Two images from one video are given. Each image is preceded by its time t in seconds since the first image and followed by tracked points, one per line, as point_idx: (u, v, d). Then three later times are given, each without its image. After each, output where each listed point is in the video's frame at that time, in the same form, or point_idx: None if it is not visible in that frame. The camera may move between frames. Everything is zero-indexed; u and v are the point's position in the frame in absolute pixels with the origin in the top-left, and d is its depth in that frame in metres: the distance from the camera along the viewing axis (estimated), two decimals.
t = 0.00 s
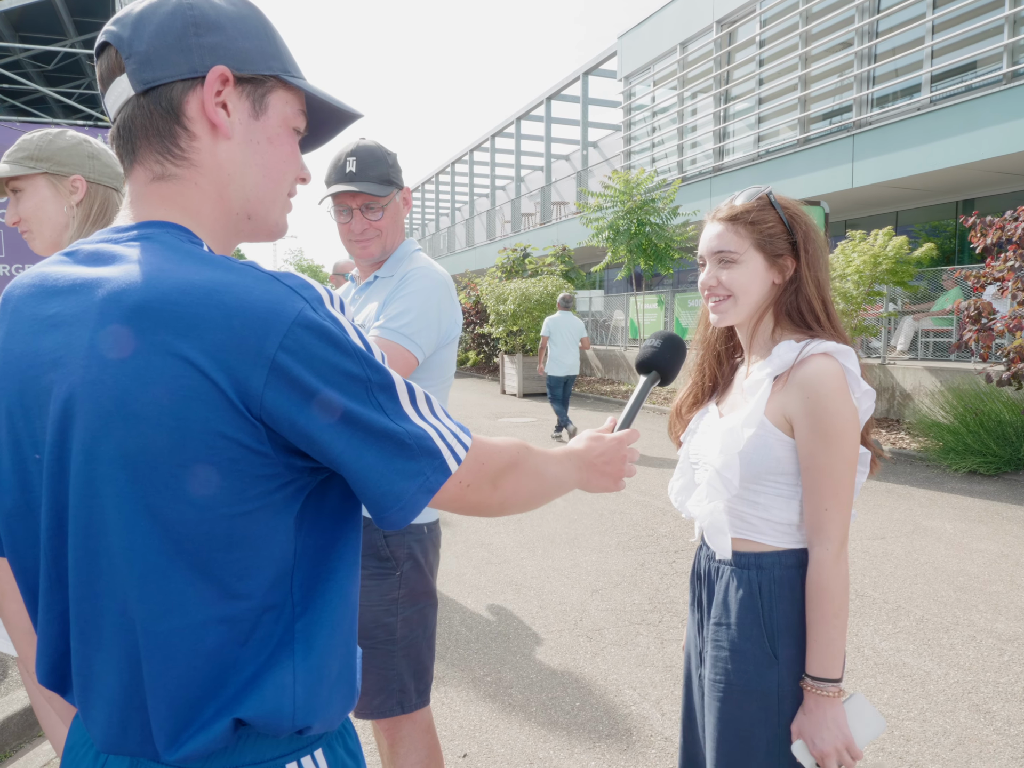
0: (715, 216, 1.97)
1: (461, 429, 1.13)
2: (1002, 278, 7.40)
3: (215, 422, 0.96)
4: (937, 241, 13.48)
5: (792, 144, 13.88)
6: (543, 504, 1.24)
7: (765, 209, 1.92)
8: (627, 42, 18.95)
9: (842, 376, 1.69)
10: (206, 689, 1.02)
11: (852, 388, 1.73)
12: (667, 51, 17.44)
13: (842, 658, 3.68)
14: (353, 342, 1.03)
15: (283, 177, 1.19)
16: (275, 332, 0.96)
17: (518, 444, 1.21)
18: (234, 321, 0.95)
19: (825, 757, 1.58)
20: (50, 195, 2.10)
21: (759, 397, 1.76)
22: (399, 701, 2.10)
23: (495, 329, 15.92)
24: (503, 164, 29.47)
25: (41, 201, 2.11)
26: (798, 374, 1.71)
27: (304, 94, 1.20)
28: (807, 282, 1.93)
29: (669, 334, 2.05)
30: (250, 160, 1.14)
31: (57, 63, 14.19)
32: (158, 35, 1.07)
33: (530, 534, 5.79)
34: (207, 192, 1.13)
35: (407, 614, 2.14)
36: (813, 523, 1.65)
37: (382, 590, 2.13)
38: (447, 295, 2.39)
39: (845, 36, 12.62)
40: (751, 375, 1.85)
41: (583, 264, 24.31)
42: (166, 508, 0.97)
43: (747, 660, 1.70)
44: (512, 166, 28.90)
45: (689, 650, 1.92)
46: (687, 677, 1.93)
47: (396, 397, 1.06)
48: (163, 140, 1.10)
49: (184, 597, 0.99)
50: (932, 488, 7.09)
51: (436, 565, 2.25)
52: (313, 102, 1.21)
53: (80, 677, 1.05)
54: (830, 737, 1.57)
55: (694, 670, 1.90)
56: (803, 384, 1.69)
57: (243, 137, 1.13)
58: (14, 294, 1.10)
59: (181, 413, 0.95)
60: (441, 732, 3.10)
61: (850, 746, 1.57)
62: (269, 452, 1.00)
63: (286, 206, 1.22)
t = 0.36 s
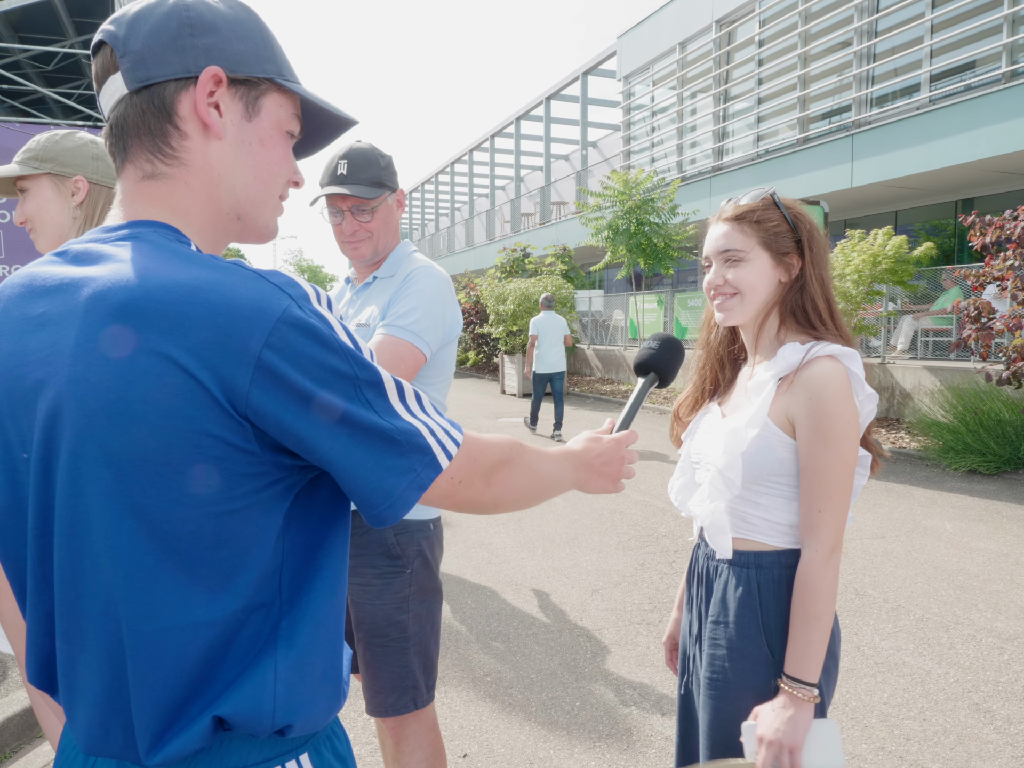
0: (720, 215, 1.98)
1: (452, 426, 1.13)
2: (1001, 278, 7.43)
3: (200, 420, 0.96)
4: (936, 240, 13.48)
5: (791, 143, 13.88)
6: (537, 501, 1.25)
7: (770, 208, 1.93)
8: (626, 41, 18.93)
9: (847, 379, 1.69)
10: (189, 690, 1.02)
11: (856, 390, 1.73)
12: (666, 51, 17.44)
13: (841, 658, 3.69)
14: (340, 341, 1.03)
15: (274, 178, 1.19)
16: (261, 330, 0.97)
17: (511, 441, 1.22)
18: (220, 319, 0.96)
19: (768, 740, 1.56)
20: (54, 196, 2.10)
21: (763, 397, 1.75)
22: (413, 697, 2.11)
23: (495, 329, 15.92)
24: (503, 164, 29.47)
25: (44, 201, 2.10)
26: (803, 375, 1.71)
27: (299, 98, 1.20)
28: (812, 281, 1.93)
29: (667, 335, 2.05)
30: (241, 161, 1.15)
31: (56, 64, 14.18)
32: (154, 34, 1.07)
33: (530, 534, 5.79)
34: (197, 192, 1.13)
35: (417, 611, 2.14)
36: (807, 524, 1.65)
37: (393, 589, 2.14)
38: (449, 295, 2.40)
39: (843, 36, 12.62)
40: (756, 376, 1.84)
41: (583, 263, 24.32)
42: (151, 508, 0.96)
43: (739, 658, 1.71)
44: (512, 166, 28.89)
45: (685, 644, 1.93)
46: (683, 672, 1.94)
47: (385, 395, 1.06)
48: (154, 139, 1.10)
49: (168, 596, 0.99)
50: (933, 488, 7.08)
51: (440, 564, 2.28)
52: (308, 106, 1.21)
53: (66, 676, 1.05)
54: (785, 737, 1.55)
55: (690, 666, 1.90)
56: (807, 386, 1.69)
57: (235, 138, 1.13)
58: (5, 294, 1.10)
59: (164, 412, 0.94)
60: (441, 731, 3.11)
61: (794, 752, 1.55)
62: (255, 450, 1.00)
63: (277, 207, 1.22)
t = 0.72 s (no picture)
0: (730, 210, 1.97)
1: (445, 426, 1.13)
2: (1002, 278, 7.43)
3: (189, 423, 0.95)
4: (937, 241, 13.47)
5: (791, 144, 13.88)
6: (534, 500, 1.24)
7: (783, 212, 1.92)
8: (626, 42, 18.94)
9: (841, 376, 1.69)
10: (183, 691, 1.02)
11: (850, 387, 1.72)
12: (666, 52, 17.44)
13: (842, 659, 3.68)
14: (328, 341, 1.03)
15: (265, 183, 1.18)
16: (246, 330, 0.96)
17: (509, 440, 1.22)
18: (206, 321, 0.95)
19: (772, 744, 1.58)
20: (55, 198, 2.10)
21: (759, 397, 1.75)
22: (407, 707, 2.09)
23: (495, 331, 15.91)
24: (503, 165, 29.47)
25: (46, 204, 2.10)
26: (796, 373, 1.71)
27: (292, 104, 1.20)
28: (813, 291, 1.93)
29: (671, 334, 2.04)
30: (232, 164, 1.14)
31: (58, 66, 14.18)
32: (145, 39, 1.07)
33: (531, 535, 5.79)
34: (186, 195, 1.13)
35: (412, 617, 2.14)
36: (798, 519, 1.65)
37: (388, 595, 2.14)
38: (446, 292, 2.38)
39: (843, 37, 12.63)
40: (753, 376, 1.84)
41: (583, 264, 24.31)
42: (140, 511, 0.96)
43: (745, 658, 1.71)
44: (512, 167, 28.89)
45: (693, 646, 1.93)
46: (693, 678, 1.93)
47: (375, 394, 1.05)
48: (143, 142, 1.10)
49: (161, 599, 0.98)
50: (934, 489, 7.07)
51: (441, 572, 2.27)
52: (301, 112, 1.21)
53: (62, 681, 1.05)
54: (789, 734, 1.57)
55: (700, 672, 1.89)
56: (800, 384, 1.68)
57: (225, 142, 1.13)
58: None
59: (152, 415, 0.94)
60: (442, 733, 3.10)
61: (801, 748, 1.57)
62: (245, 453, 1.00)
63: (268, 211, 1.22)
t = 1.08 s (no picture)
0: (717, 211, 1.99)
1: (444, 425, 1.13)
2: (1001, 279, 7.45)
3: (187, 423, 0.95)
4: (936, 242, 13.49)
5: (791, 145, 13.90)
6: (533, 500, 1.24)
7: (768, 205, 1.95)
8: (626, 44, 18.96)
9: (841, 379, 1.69)
10: (182, 692, 1.02)
11: (851, 389, 1.72)
12: (666, 53, 17.47)
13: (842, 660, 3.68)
14: (326, 340, 1.03)
15: (262, 185, 1.19)
16: (244, 329, 0.97)
17: (508, 439, 1.21)
18: (204, 320, 0.95)
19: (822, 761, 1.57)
20: (57, 203, 2.09)
21: (758, 400, 1.75)
22: (440, 700, 2.10)
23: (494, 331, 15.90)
24: (502, 166, 29.48)
25: (49, 209, 2.10)
26: (797, 376, 1.71)
27: (288, 107, 1.20)
28: (809, 277, 1.93)
29: (668, 334, 2.05)
30: (229, 166, 1.14)
31: (57, 67, 14.17)
32: (142, 40, 1.07)
33: (531, 536, 5.79)
34: (183, 196, 1.13)
35: (437, 614, 2.15)
36: (812, 525, 1.65)
37: (416, 591, 2.15)
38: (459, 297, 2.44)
39: (843, 38, 12.65)
40: (752, 377, 1.85)
41: (582, 266, 24.31)
42: (139, 513, 0.96)
43: (747, 661, 1.70)
44: (511, 169, 28.90)
45: (692, 649, 1.92)
46: (692, 678, 1.93)
47: (373, 393, 1.05)
48: (140, 143, 1.10)
49: (161, 598, 0.98)
50: (933, 490, 7.08)
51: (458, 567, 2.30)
52: (298, 115, 1.21)
53: (62, 682, 1.06)
54: (825, 739, 1.57)
55: (698, 672, 1.89)
56: (802, 386, 1.68)
57: (222, 144, 1.13)
58: None
59: (151, 415, 0.94)
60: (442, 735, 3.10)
61: (847, 749, 1.57)
62: (244, 453, 1.00)
63: (264, 214, 1.21)
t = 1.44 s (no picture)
0: (719, 216, 1.99)
1: (444, 426, 1.13)
2: (1001, 281, 7.45)
3: (187, 423, 0.95)
4: (936, 244, 13.50)
5: (790, 147, 13.92)
6: (532, 502, 1.24)
7: (767, 209, 1.93)
8: (625, 46, 19.00)
9: (843, 384, 1.69)
10: (184, 692, 1.02)
11: (853, 395, 1.72)
12: (665, 56, 17.50)
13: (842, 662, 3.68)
14: (325, 340, 1.03)
15: (263, 191, 1.18)
16: (242, 329, 0.97)
17: (507, 440, 1.22)
18: (203, 320, 0.96)
19: (773, 746, 1.59)
20: (54, 204, 2.09)
21: (759, 403, 1.76)
22: (450, 698, 2.10)
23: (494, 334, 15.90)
24: (503, 168, 29.52)
25: (47, 211, 2.10)
26: (798, 380, 1.71)
27: (295, 115, 1.20)
28: (808, 283, 1.92)
29: (668, 338, 2.05)
30: (229, 174, 1.14)
31: (58, 70, 14.19)
32: (147, 47, 1.07)
33: (531, 538, 5.79)
34: (183, 202, 1.13)
35: (444, 611, 2.16)
36: (807, 529, 1.65)
37: (424, 591, 2.15)
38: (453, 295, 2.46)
39: (842, 41, 12.68)
40: (754, 380, 1.85)
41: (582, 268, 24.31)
42: (140, 514, 0.96)
43: (744, 662, 1.70)
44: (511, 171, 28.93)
45: (691, 651, 1.92)
46: (691, 679, 1.93)
47: (371, 393, 1.06)
48: (143, 150, 1.11)
49: (163, 598, 0.99)
50: (933, 492, 7.07)
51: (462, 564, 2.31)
52: (304, 123, 1.21)
53: (64, 683, 1.06)
54: (791, 739, 1.58)
55: (697, 672, 1.89)
56: (803, 391, 1.68)
57: (223, 154, 1.13)
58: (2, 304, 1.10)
59: (151, 415, 0.95)
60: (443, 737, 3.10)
61: (800, 755, 1.58)
62: (244, 452, 1.00)
63: (266, 221, 1.21)
